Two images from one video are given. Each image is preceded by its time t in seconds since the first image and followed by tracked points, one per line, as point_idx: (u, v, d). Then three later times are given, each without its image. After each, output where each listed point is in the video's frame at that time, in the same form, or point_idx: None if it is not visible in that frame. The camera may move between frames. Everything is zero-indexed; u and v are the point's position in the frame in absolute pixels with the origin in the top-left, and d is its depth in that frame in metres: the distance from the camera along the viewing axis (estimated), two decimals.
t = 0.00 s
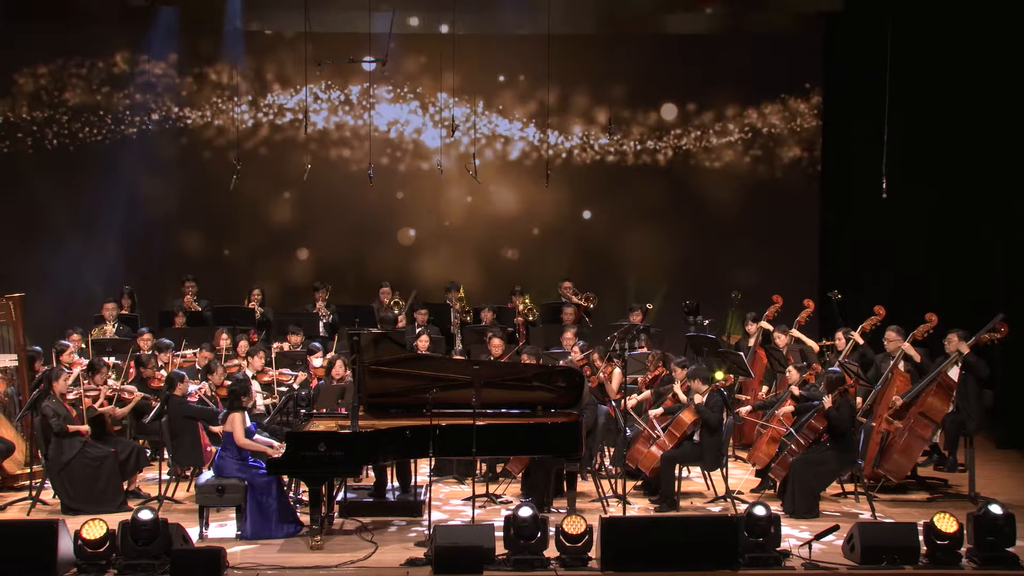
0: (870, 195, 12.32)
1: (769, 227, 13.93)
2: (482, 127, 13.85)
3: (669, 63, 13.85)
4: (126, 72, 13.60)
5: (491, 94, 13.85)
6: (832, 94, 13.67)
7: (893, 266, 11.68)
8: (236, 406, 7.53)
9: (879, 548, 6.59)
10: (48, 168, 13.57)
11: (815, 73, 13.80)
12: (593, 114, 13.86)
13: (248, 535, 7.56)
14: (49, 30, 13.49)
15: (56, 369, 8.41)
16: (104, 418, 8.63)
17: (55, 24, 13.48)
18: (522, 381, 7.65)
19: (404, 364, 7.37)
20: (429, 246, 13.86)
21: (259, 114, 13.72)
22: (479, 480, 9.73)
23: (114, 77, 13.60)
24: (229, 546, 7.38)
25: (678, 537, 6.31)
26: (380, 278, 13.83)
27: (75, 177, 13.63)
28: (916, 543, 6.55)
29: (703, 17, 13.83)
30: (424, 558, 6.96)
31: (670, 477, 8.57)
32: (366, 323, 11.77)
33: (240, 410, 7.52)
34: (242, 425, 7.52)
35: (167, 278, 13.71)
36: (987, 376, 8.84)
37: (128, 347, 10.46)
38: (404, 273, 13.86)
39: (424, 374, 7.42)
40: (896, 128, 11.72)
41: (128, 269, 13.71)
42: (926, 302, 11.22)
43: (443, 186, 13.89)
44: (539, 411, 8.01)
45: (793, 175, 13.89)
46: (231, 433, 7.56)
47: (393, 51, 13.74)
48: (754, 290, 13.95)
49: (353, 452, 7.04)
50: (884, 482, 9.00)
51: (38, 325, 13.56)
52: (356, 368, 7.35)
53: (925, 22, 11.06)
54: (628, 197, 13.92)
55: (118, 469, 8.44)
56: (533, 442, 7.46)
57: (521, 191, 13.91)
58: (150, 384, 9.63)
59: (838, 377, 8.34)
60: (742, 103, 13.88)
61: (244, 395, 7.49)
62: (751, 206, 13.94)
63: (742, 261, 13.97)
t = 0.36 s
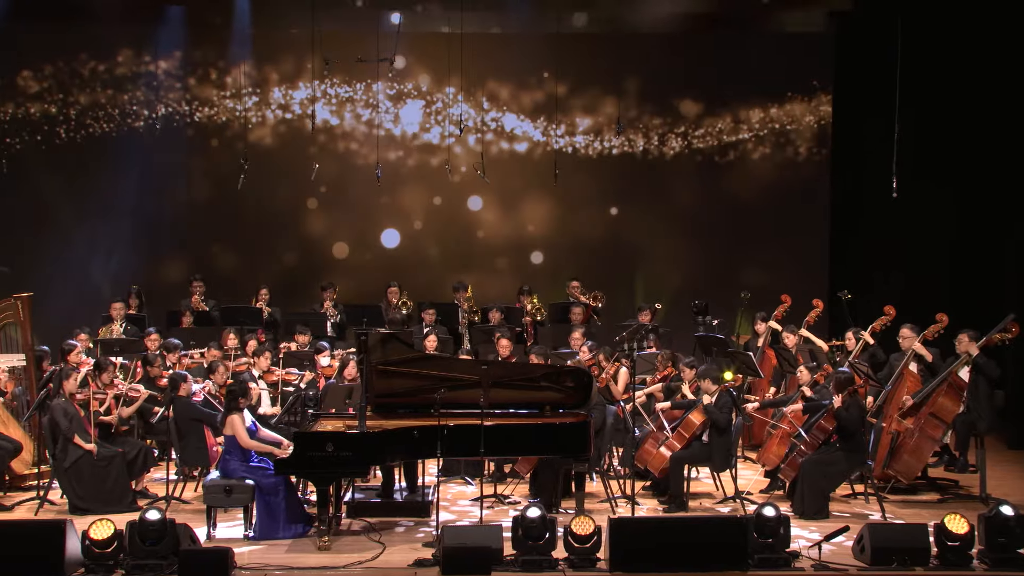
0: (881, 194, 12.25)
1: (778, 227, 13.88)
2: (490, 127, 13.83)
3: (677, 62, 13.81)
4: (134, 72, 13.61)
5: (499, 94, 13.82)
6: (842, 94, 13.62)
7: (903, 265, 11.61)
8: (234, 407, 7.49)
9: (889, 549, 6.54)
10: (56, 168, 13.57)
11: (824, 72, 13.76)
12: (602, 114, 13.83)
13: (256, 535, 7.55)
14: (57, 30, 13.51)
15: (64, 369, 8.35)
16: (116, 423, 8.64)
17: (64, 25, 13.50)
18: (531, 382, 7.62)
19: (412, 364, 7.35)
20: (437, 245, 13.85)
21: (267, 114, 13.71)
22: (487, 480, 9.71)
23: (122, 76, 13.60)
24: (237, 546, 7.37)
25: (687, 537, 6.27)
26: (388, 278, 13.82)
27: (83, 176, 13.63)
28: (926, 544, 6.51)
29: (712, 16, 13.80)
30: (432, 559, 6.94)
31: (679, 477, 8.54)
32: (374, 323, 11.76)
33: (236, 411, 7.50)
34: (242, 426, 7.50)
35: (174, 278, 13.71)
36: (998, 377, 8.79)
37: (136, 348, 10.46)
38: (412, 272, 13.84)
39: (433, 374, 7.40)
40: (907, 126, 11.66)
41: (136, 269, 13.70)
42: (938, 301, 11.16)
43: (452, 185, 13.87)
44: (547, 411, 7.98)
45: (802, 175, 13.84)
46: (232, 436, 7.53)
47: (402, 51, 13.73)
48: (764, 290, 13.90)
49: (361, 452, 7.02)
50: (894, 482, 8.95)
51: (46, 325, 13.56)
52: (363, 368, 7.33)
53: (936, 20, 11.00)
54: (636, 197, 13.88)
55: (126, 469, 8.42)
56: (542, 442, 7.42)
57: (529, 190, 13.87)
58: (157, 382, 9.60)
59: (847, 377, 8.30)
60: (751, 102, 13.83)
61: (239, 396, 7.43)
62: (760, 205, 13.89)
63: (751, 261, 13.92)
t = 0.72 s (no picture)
0: (891, 194, 12.20)
1: (787, 226, 13.82)
2: (499, 126, 13.79)
3: (686, 60, 13.76)
4: (142, 71, 13.60)
5: (508, 93, 13.79)
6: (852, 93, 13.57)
7: (913, 265, 11.55)
8: (242, 408, 7.42)
9: (899, 550, 6.48)
10: (63, 167, 13.56)
11: (834, 71, 13.71)
12: (610, 113, 13.79)
13: (263, 536, 7.53)
14: (65, 29, 13.49)
15: (77, 367, 8.35)
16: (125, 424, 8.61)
17: (72, 24, 13.49)
18: (539, 382, 7.56)
19: (420, 364, 7.31)
20: (446, 245, 13.82)
21: (275, 112, 13.69)
22: (495, 480, 9.68)
23: (130, 75, 13.59)
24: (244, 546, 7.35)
25: (697, 538, 6.23)
26: (396, 277, 13.79)
27: (90, 175, 13.62)
28: (937, 545, 6.45)
29: (722, 13, 13.74)
30: (440, 560, 6.90)
31: (688, 478, 8.50)
32: (381, 323, 11.73)
33: (245, 412, 7.42)
34: (249, 428, 7.43)
35: (182, 277, 13.68)
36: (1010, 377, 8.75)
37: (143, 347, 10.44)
38: (420, 272, 13.82)
39: (441, 374, 7.37)
40: (918, 125, 11.61)
41: (143, 268, 13.68)
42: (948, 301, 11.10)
43: (460, 185, 13.84)
44: (555, 411, 7.96)
45: (812, 174, 13.79)
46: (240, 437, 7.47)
47: (410, 50, 13.70)
48: (773, 290, 13.84)
49: (368, 453, 6.99)
50: (904, 483, 8.88)
51: (53, 324, 13.54)
52: (371, 368, 7.29)
53: (948, 18, 10.94)
54: (645, 196, 13.84)
55: (133, 469, 8.41)
56: (550, 443, 7.39)
57: (538, 189, 13.82)
58: (166, 381, 9.61)
59: (857, 377, 8.25)
60: (760, 101, 13.78)
61: (247, 396, 7.38)
62: (770, 205, 13.84)
63: (760, 261, 13.86)
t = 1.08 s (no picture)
0: (903, 193, 12.14)
1: (799, 225, 13.76)
2: (507, 125, 13.74)
3: (697, 58, 13.70)
4: (151, 71, 13.59)
5: (517, 91, 13.74)
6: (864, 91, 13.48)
7: (925, 265, 11.48)
8: (253, 407, 7.43)
9: (912, 551, 6.44)
10: (73, 167, 13.56)
11: (845, 69, 13.64)
12: (621, 112, 13.74)
13: (272, 536, 7.49)
14: (73, 29, 13.48)
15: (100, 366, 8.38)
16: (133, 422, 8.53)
17: (82, 23, 13.49)
18: (549, 381, 7.53)
19: (430, 364, 7.29)
20: (456, 244, 13.80)
21: (284, 111, 13.67)
22: (505, 481, 9.65)
23: (139, 75, 13.59)
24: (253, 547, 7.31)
25: (707, 539, 6.19)
26: (406, 277, 13.77)
27: (98, 175, 13.62)
28: (950, 547, 6.40)
29: (733, 11, 13.69)
30: (449, 561, 6.87)
31: (699, 479, 8.46)
32: (391, 322, 11.71)
33: (256, 411, 7.43)
34: (259, 427, 7.44)
35: (191, 277, 13.68)
36: None
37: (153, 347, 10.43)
38: (430, 271, 13.79)
39: (450, 374, 7.34)
40: (930, 124, 11.55)
41: (153, 268, 13.68)
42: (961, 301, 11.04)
43: (470, 184, 13.80)
44: (565, 411, 7.93)
45: (823, 173, 13.72)
46: (250, 436, 7.47)
47: (419, 49, 13.66)
48: (784, 290, 13.78)
49: (378, 453, 6.96)
50: (917, 484, 8.83)
51: (63, 323, 13.53)
52: (380, 367, 7.27)
53: (962, 17, 10.88)
54: (656, 196, 13.79)
55: (143, 469, 8.39)
56: (561, 443, 7.35)
57: (547, 189, 13.78)
58: (177, 381, 9.64)
59: (869, 378, 8.21)
60: (771, 99, 13.71)
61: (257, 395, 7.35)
62: (780, 204, 13.79)
63: (771, 260, 13.81)
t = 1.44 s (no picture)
0: (916, 192, 12.08)
1: (810, 224, 13.70)
2: (517, 123, 13.69)
3: (707, 57, 13.66)
4: (160, 70, 13.58)
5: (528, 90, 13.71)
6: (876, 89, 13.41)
7: (938, 264, 11.41)
8: (268, 406, 7.46)
9: (924, 553, 6.38)
10: (82, 166, 13.55)
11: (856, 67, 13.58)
12: (631, 111, 13.71)
13: (281, 536, 7.47)
14: (83, 27, 13.46)
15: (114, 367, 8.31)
16: (143, 422, 8.53)
17: (91, 21, 13.47)
18: (559, 381, 7.49)
19: (439, 364, 7.26)
20: (466, 243, 13.77)
21: (294, 110, 13.65)
22: (515, 481, 9.61)
23: (148, 74, 13.58)
24: (262, 547, 7.29)
25: (718, 539, 6.14)
26: (416, 276, 13.75)
27: (108, 174, 13.60)
28: (963, 548, 6.34)
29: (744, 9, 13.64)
30: (459, 561, 6.84)
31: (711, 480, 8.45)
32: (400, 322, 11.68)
33: (271, 410, 7.45)
34: (274, 425, 7.45)
35: (200, 277, 13.68)
36: None
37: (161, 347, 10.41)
38: (440, 271, 13.77)
39: (460, 374, 7.31)
40: (943, 123, 11.49)
41: (162, 267, 13.67)
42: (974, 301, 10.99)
43: (480, 183, 13.78)
44: (575, 411, 7.88)
45: (835, 172, 13.66)
46: (263, 434, 7.48)
47: (429, 47, 13.63)
48: (796, 289, 13.72)
49: (387, 453, 6.94)
50: (930, 485, 8.78)
51: (72, 323, 13.53)
52: (389, 367, 7.24)
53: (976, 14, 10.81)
54: (666, 195, 13.74)
55: (152, 469, 8.39)
56: (571, 443, 7.31)
57: (557, 188, 13.75)
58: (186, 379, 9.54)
59: (882, 378, 8.16)
60: (782, 98, 13.65)
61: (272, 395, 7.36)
62: (792, 204, 13.73)
63: (782, 260, 13.75)
